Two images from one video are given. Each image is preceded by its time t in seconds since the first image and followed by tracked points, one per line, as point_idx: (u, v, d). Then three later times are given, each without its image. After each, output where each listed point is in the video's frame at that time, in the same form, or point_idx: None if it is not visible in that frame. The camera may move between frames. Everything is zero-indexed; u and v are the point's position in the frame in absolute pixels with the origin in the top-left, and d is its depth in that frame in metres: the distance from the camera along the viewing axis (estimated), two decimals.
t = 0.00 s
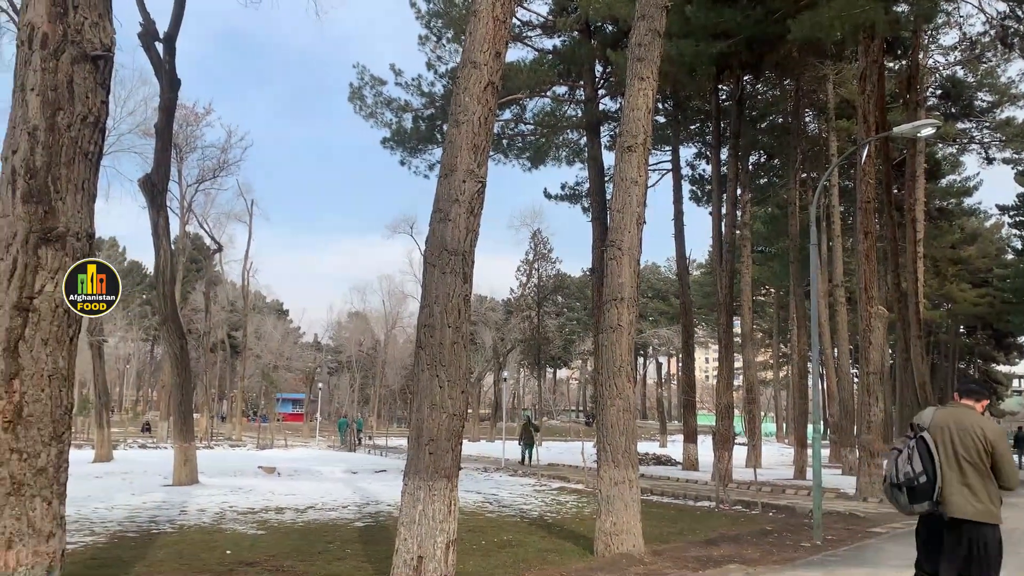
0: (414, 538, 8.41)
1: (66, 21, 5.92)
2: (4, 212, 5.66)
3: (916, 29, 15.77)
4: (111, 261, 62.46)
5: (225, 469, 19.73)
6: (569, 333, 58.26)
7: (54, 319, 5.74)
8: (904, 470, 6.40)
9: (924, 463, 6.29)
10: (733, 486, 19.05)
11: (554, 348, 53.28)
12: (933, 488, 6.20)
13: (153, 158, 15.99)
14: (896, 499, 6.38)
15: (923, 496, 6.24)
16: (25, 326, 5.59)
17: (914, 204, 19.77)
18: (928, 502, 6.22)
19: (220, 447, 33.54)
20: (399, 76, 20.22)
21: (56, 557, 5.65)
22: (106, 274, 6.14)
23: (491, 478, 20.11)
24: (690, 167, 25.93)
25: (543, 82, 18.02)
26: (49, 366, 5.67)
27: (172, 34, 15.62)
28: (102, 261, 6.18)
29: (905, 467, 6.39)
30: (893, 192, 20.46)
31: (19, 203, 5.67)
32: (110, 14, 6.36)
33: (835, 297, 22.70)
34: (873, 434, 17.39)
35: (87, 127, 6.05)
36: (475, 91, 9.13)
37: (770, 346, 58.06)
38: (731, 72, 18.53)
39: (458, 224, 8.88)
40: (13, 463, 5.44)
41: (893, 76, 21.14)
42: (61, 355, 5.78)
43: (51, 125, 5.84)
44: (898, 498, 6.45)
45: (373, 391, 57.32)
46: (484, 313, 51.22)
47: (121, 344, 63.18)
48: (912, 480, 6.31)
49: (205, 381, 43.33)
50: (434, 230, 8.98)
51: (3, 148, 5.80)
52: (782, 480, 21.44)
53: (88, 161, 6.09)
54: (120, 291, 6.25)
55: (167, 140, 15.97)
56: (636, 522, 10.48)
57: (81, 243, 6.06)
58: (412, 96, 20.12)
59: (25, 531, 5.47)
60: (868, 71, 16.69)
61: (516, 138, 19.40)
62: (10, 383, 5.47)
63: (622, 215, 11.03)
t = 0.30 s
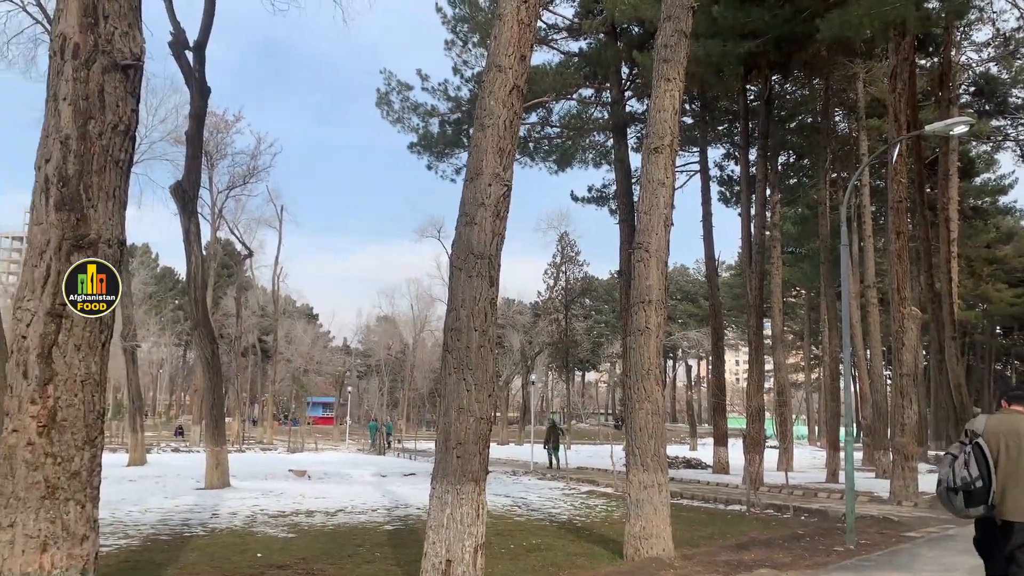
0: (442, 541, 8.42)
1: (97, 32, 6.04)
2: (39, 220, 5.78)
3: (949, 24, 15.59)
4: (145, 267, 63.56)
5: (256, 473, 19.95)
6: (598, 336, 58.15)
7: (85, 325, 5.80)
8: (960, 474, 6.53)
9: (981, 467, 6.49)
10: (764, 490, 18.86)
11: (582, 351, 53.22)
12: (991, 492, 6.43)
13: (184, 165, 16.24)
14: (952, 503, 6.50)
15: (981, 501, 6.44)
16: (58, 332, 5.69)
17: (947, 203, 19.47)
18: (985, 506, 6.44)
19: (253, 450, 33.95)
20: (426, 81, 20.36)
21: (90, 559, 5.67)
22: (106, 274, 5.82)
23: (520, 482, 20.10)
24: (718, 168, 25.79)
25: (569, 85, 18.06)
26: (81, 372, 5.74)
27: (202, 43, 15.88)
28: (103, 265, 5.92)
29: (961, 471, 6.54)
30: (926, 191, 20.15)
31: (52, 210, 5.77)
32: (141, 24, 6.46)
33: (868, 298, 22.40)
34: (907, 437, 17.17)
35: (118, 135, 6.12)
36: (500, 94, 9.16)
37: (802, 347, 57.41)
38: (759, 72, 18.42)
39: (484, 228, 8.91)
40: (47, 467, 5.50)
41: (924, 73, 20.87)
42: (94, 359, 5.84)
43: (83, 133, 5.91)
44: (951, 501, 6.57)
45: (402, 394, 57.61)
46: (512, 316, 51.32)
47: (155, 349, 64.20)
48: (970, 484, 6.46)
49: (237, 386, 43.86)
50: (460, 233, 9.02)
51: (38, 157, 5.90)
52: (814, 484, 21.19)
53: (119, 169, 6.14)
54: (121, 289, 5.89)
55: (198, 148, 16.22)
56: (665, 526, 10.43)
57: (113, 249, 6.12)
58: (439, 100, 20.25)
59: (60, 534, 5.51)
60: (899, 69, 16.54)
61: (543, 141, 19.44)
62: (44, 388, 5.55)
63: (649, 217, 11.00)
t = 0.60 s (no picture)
0: (479, 545, 8.42)
1: (136, 42, 6.15)
2: (81, 228, 5.89)
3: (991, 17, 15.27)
4: (186, 273, 64.82)
5: (295, 476, 20.20)
6: (634, 338, 57.88)
7: (128, 331, 5.87)
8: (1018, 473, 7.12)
9: None
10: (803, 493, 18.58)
11: (618, 354, 53.04)
12: None
13: (224, 172, 16.53)
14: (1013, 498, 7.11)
15: None
16: (101, 338, 5.77)
17: (992, 199, 19.00)
18: None
19: (292, 454, 34.38)
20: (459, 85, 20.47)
21: (133, 562, 5.76)
22: (106, 274, 5.79)
23: (557, 485, 20.04)
24: (754, 167, 25.51)
25: (602, 86, 18.02)
26: (124, 377, 5.80)
27: (239, 52, 16.15)
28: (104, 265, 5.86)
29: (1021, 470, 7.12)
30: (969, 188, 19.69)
31: (94, 219, 5.89)
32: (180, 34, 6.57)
33: (910, 298, 21.94)
34: (953, 439, 16.80)
35: (157, 144, 6.22)
36: (533, 97, 9.16)
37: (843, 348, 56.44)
38: (795, 70, 18.19)
39: (518, 231, 8.92)
40: (92, 471, 5.59)
41: (966, 68, 20.43)
42: (136, 365, 5.90)
43: (124, 143, 6.03)
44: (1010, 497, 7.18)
45: (438, 398, 57.90)
46: (547, 319, 51.34)
47: (196, 354, 65.38)
48: None
49: (277, 390, 44.52)
50: (494, 237, 9.04)
51: (79, 166, 6.02)
52: (856, 488, 20.81)
53: (159, 177, 6.24)
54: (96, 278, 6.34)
55: (236, 155, 16.50)
56: (704, 530, 10.31)
57: (154, 256, 6.18)
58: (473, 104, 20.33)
59: (104, 537, 5.60)
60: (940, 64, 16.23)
61: (576, 143, 19.42)
62: (88, 393, 5.64)
63: (685, 218, 10.91)
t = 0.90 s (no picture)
0: (520, 545, 8.41)
1: (178, 51, 6.27)
2: (127, 234, 6.02)
3: None
4: (229, 278, 66.12)
5: (337, 476, 20.44)
6: (675, 338, 57.45)
7: (173, 334, 5.96)
8: None
9: None
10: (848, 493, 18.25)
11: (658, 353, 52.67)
12: None
13: (265, 178, 16.80)
14: None
15: None
16: (147, 342, 5.86)
17: None
18: None
19: (335, 455, 34.79)
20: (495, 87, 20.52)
21: (180, 561, 5.88)
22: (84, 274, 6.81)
23: (598, 486, 19.97)
24: (795, 163, 25.13)
25: (639, 85, 17.93)
26: (170, 380, 5.91)
27: (278, 59, 16.41)
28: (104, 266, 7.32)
29: None
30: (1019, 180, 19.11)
31: (138, 225, 6.01)
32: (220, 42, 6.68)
33: (958, 294, 21.40)
34: (1004, 438, 16.36)
35: (199, 151, 6.34)
36: (569, 97, 9.13)
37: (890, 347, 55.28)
38: (836, 64, 17.88)
39: (556, 231, 8.90)
40: (139, 472, 5.72)
41: (1014, 57, 19.88)
42: (180, 368, 6.00)
43: (166, 150, 6.16)
44: None
45: (478, 399, 58.14)
46: (586, 319, 51.21)
47: (240, 357, 66.63)
48: None
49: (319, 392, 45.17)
50: (532, 237, 9.04)
51: (125, 174, 6.16)
52: (904, 488, 20.34)
53: (201, 183, 6.36)
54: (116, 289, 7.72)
55: (277, 161, 16.75)
56: (748, 531, 10.17)
57: (197, 261, 6.26)
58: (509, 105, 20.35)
59: (151, 537, 5.73)
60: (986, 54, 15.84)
61: (613, 142, 19.33)
62: (135, 396, 5.77)
63: (725, 215, 10.78)
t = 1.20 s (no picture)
0: (556, 543, 8.41)
1: (212, 55, 6.37)
2: (166, 236, 6.13)
3: None
4: (267, 279, 67.08)
5: (374, 475, 20.60)
6: (711, 335, 56.92)
7: (211, 335, 6.06)
8: None
9: None
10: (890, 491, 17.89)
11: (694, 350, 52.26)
12: None
13: (300, 179, 17.00)
14: None
15: None
16: (186, 342, 5.96)
17: None
18: None
19: (372, 453, 35.07)
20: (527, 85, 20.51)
21: (220, 559, 5.98)
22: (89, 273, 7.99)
23: (635, 485, 19.86)
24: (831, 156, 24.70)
25: (672, 80, 17.79)
26: (209, 380, 6.02)
27: (312, 61, 16.59)
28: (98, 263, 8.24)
29: None
30: None
31: (176, 227, 6.12)
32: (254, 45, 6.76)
33: (1002, 287, 20.87)
34: None
35: (234, 153, 6.44)
36: (601, 93, 9.09)
37: (932, 343, 54.21)
38: (873, 55, 17.55)
39: (588, 228, 8.87)
40: (179, 471, 5.83)
41: None
42: (219, 368, 6.10)
43: (203, 153, 6.26)
44: None
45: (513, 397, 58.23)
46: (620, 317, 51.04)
47: (277, 357, 67.55)
48: None
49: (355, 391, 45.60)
50: (565, 235, 9.02)
51: (163, 177, 6.29)
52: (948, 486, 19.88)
53: (237, 185, 6.45)
54: (117, 291, 8.13)
55: (312, 162, 16.93)
56: (787, 529, 10.04)
57: (234, 262, 6.36)
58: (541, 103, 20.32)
59: (192, 535, 5.84)
60: None
61: (647, 138, 19.20)
62: (175, 396, 5.89)
63: (761, 210, 10.65)
